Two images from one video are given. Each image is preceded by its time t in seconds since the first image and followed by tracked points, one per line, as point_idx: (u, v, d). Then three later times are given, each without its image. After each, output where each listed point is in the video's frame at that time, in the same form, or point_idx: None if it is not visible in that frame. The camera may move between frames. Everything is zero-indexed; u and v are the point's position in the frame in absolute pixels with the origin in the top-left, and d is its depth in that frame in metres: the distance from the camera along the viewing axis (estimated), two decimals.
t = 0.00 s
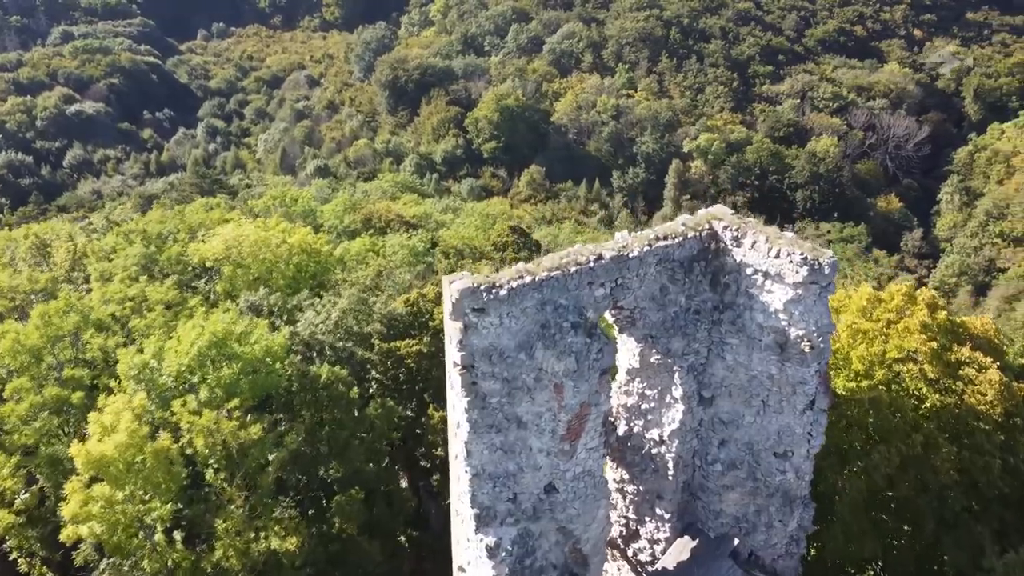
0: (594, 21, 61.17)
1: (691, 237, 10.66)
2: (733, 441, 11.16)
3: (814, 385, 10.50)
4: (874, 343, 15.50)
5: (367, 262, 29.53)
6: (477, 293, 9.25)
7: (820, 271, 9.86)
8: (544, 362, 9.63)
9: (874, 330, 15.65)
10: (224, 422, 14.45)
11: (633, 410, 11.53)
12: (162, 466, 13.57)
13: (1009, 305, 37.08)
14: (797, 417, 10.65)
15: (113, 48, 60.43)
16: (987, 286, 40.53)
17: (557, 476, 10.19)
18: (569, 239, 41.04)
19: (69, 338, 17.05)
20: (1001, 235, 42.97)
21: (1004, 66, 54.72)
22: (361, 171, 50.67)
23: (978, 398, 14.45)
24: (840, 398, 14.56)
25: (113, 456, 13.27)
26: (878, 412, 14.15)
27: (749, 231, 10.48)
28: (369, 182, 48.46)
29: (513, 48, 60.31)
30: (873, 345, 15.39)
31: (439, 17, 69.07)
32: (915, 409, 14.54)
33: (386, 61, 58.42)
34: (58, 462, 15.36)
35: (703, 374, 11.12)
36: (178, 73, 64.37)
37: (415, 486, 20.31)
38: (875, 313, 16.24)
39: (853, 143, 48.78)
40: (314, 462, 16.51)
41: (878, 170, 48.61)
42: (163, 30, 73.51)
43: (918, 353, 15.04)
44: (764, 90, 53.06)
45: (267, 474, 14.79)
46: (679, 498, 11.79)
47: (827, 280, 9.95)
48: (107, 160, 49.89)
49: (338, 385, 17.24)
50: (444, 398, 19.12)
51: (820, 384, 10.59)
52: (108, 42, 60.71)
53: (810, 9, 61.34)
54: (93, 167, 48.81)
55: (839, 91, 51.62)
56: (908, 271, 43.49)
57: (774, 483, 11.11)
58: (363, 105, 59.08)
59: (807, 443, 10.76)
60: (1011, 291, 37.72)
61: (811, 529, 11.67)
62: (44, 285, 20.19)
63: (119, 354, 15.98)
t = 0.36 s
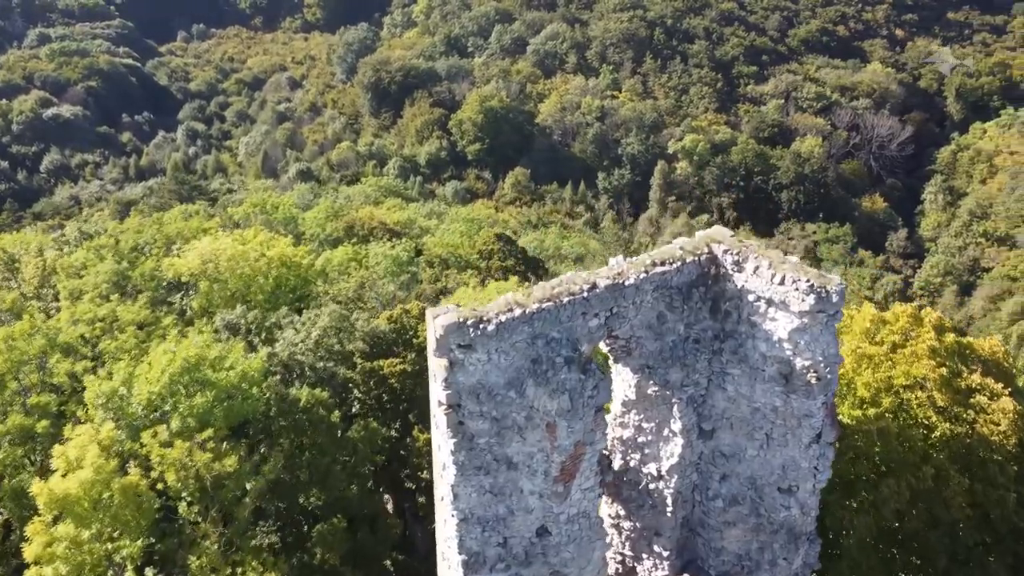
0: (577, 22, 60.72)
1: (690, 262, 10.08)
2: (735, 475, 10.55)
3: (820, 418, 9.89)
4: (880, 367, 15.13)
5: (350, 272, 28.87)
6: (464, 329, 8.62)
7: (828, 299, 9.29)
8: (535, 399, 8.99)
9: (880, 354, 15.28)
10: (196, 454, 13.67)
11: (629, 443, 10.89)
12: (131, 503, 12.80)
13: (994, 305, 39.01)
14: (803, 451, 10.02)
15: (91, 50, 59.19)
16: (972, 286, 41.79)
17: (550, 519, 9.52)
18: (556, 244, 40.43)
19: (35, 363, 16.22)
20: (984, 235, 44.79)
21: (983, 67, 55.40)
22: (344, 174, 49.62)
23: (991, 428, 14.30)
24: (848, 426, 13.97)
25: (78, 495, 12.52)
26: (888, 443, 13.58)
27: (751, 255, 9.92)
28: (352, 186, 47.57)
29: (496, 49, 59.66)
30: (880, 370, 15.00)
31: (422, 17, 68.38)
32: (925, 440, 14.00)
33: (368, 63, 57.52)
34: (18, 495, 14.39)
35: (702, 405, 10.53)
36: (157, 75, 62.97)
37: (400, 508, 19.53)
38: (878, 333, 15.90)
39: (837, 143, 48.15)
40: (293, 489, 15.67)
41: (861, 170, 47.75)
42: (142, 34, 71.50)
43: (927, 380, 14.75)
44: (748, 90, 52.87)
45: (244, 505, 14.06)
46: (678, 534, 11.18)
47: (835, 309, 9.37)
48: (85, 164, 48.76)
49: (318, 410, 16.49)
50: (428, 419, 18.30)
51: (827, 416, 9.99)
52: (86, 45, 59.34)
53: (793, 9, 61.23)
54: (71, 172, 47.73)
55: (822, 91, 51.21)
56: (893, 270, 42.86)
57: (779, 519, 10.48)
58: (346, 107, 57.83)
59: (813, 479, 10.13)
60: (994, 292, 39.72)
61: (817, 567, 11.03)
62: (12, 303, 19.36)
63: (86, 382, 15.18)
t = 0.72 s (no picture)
0: (563, 23, 60.16)
1: (691, 292, 9.51)
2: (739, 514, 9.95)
3: (830, 455, 9.30)
4: (890, 397, 14.47)
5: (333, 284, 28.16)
6: (450, 371, 7.99)
7: (840, 332, 8.73)
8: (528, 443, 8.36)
9: (889, 384, 14.62)
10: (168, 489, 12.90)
11: (627, 482, 10.28)
12: (98, 544, 12.01)
13: (981, 305, 37.47)
14: (811, 490, 9.40)
15: (71, 52, 57.81)
16: (960, 286, 40.15)
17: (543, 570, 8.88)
18: (544, 250, 39.75)
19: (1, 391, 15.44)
20: (971, 235, 42.85)
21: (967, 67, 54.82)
22: (328, 176, 48.36)
23: (1008, 463, 13.76)
24: (858, 462, 13.32)
25: (41, 538, 11.74)
26: (899, 480, 13.00)
27: (755, 283, 9.35)
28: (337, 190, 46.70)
29: (482, 50, 58.97)
30: (888, 400, 14.34)
31: (406, 18, 67.30)
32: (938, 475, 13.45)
33: (352, 65, 56.54)
34: None
35: (704, 441, 9.94)
36: (139, 77, 61.81)
37: (387, 532, 18.68)
38: (885, 361, 15.28)
39: (824, 143, 47.95)
40: (276, 518, 15.09)
41: (848, 170, 47.51)
42: (123, 35, 70.44)
43: (939, 412, 14.18)
44: (734, 91, 52.52)
45: (220, 541, 13.45)
46: None
47: (846, 342, 8.81)
48: (65, 169, 47.68)
49: (301, 437, 15.75)
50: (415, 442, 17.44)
51: (837, 453, 9.39)
52: (66, 47, 58.05)
53: (778, 9, 60.92)
54: (50, 177, 46.77)
55: (807, 91, 51.01)
56: (881, 271, 42.26)
57: (785, 561, 9.89)
58: (329, 109, 57.03)
59: (822, 519, 9.51)
60: (981, 291, 38.04)
61: None
62: None
63: (53, 413, 14.39)
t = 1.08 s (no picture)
0: (558, 24, 59.65)
1: (702, 327, 8.92)
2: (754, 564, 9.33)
3: (853, 502, 8.66)
4: (912, 432, 14.00)
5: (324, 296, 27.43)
6: (446, 422, 7.35)
7: (865, 373, 8.10)
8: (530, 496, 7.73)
9: (912, 419, 14.15)
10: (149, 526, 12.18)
11: (635, 527, 9.65)
12: None
13: (980, 308, 36.71)
14: (831, 538, 8.77)
15: (63, 54, 57.07)
16: (959, 288, 39.33)
17: None
18: (541, 257, 38.99)
19: None
20: (970, 236, 41.76)
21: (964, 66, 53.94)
22: (323, 179, 47.39)
23: None
24: (880, 506, 12.94)
25: None
26: (925, 523, 12.52)
27: (772, 318, 8.74)
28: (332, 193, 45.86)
29: (477, 52, 58.40)
30: (911, 437, 13.89)
31: (400, 20, 66.42)
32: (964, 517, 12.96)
33: (346, 66, 55.47)
34: None
35: (716, 484, 9.33)
36: (131, 79, 60.96)
37: (381, 558, 18.11)
38: (905, 394, 14.82)
39: (821, 144, 47.45)
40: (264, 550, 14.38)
41: (845, 172, 47.10)
42: (114, 36, 69.64)
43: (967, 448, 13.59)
44: (731, 93, 52.08)
45: None
46: None
47: (872, 384, 8.17)
48: (57, 173, 46.81)
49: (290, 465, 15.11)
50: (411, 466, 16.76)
51: (860, 500, 8.76)
52: (58, 49, 57.32)
53: (774, 9, 60.47)
54: (41, 181, 45.96)
55: (804, 92, 50.57)
56: (880, 274, 41.64)
57: None
58: (325, 112, 55.22)
59: (843, 568, 8.87)
60: (981, 293, 37.29)
61: None
62: None
63: (28, 443, 13.67)
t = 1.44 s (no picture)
0: (559, 25, 59.07)
1: (719, 369, 8.30)
2: None
3: (881, 558, 8.06)
4: (940, 475, 13.35)
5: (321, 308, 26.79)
6: (444, 483, 6.73)
7: (896, 423, 7.48)
8: (535, 558, 7.12)
9: (941, 460, 13.51)
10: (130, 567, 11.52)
11: None
12: None
13: (984, 312, 35.67)
14: None
15: (61, 56, 56.53)
16: (963, 292, 38.24)
17: None
18: (541, 263, 38.01)
19: None
20: (973, 240, 40.23)
21: (966, 68, 53.20)
22: (322, 182, 46.72)
23: None
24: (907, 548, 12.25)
25: None
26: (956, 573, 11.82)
27: (795, 359, 8.11)
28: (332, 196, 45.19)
29: (477, 53, 57.78)
30: (940, 479, 13.25)
31: (400, 21, 65.54)
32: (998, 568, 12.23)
33: (345, 67, 54.82)
34: None
35: (733, 536, 8.72)
36: (130, 80, 60.25)
37: None
38: (931, 431, 14.19)
39: (823, 147, 46.86)
40: None
41: (847, 174, 46.43)
42: (113, 37, 68.99)
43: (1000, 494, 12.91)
44: (732, 94, 51.54)
45: None
46: None
47: (904, 434, 7.54)
48: (54, 176, 46.17)
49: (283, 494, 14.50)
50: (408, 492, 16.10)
51: (888, 555, 8.15)
52: (56, 51, 56.80)
53: (776, 10, 59.92)
54: (38, 184, 45.33)
55: (806, 94, 50.00)
56: (882, 278, 40.86)
57: None
58: (323, 113, 54.92)
59: None
60: (984, 296, 36.21)
61: None
62: None
63: (7, 476, 13.06)
